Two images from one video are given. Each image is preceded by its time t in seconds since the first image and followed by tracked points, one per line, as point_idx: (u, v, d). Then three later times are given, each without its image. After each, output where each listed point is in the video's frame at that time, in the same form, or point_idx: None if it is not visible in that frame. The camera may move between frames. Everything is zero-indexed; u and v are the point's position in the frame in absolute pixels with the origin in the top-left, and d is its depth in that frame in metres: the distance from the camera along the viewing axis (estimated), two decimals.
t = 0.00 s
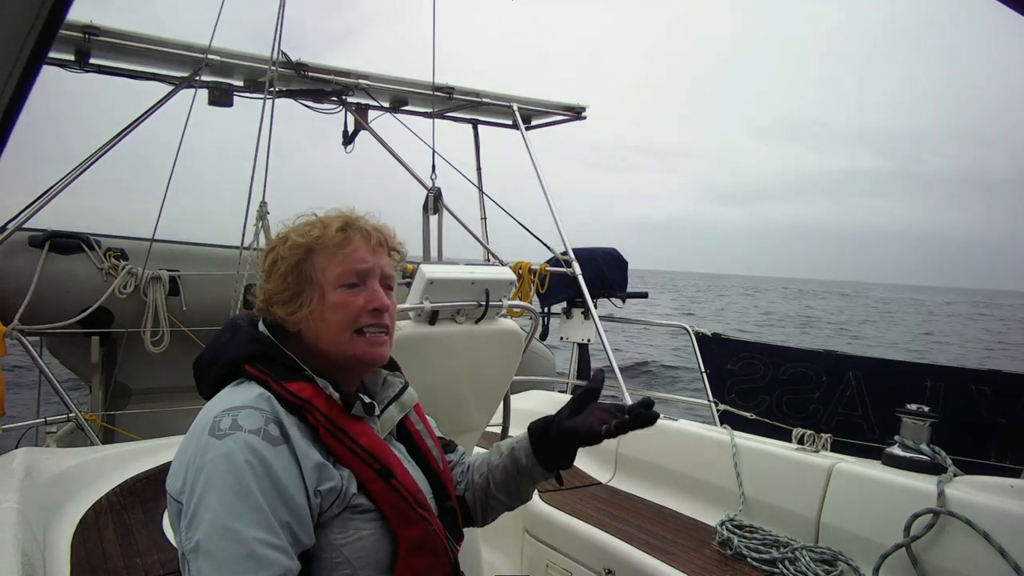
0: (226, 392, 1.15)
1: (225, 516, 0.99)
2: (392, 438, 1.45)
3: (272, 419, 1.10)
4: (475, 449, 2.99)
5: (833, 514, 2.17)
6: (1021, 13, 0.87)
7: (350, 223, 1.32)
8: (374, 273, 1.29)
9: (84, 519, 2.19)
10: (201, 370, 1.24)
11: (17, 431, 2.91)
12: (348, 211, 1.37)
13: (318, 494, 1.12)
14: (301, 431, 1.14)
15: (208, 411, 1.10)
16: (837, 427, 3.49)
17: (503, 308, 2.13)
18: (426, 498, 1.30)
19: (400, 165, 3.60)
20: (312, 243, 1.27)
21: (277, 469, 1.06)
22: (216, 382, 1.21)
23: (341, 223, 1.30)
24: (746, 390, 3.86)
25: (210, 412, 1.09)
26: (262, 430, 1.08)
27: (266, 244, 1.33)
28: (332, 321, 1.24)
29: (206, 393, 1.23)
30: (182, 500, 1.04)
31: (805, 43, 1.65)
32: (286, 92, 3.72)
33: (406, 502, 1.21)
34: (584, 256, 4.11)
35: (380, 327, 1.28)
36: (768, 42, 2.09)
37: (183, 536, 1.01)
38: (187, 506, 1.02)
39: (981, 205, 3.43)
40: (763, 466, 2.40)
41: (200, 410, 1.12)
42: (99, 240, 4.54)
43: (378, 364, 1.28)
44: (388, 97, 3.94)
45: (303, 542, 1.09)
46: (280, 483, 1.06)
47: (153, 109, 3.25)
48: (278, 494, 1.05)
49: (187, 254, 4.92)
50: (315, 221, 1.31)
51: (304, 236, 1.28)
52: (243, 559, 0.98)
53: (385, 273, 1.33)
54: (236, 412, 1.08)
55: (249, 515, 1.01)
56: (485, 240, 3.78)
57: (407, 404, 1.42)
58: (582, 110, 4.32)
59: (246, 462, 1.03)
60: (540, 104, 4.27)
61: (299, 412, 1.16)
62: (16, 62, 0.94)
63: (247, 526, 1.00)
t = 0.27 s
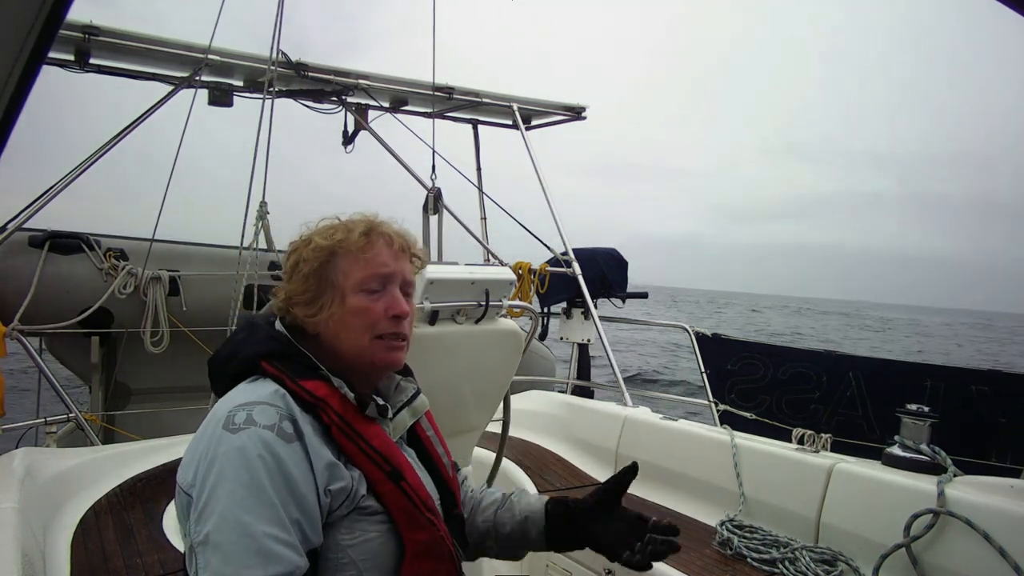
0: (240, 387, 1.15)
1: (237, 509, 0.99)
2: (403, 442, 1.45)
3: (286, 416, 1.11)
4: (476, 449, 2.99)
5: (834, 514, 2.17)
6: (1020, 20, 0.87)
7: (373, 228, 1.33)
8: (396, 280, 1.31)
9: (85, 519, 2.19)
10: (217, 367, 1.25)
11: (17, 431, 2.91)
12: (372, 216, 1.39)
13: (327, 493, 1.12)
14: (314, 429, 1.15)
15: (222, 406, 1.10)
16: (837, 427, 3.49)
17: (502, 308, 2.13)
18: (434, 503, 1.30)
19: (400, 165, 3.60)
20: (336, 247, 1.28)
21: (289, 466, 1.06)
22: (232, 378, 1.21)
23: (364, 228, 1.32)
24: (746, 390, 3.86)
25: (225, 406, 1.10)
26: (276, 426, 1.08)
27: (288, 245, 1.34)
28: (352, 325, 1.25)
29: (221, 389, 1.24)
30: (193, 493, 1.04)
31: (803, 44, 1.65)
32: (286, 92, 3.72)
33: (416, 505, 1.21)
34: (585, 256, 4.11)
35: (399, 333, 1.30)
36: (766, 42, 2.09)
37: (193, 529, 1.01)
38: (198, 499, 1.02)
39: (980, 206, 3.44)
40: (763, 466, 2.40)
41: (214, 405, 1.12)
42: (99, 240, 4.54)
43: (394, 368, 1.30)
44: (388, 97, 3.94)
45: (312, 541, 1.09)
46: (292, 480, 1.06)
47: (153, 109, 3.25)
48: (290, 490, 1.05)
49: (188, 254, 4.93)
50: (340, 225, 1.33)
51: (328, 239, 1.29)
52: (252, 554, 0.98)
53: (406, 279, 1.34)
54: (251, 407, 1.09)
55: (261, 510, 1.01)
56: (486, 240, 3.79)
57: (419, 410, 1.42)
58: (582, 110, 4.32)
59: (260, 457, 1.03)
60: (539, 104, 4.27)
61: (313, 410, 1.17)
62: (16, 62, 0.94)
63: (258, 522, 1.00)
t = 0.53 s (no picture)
0: (247, 385, 1.16)
1: (240, 505, 0.99)
2: (409, 444, 1.45)
3: (292, 414, 1.11)
4: (476, 449, 2.99)
5: (834, 514, 2.17)
6: (1021, 21, 0.86)
7: (379, 232, 1.33)
8: (396, 286, 1.30)
9: (85, 519, 2.19)
10: (226, 364, 1.25)
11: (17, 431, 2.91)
12: (380, 219, 1.39)
13: (331, 492, 1.12)
14: (319, 428, 1.15)
15: (229, 403, 1.10)
16: (837, 427, 3.49)
17: (503, 308, 2.13)
18: (437, 504, 1.30)
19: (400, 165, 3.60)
20: (339, 250, 1.29)
21: (293, 463, 1.06)
22: (240, 375, 1.22)
23: (369, 231, 1.32)
24: (746, 390, 3.86)
25: (231, 403, 1.10)
26: (282, 423, 1.08)
27: (299, 244, 1.36)
28: (350, 330, 1.26)
29: (229, 386, 1.24)
30: (196, 489, 1.04)
31: (802, 45, 1.65)
32: (286, 92, 3.72)
33: (419, 506, 1.21)
34: (585, 255, 4.11)
35: (398, 340, 1.30)
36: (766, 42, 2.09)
37: (195, 525, 1.01)
38: (202, 494, 1.01)
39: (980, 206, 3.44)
40: (764, 466, 2.40)
41: (220, 402, 1.13)
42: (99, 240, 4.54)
43: (391, 375, 1.30)
44: (388, 97, 3.93)
45: (314, 539, 1.09)
46: (296, 477, 1.06)
47: (152, 109, 3.25)
48: (294, 488, 1.06)
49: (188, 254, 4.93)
50: (346, 227, 1.33)
51: (333, 242, 1.30)
52: (255, 550, 0.98)
53: (408, 285, 1.34)
54: (257, 404, 1.09)
55: (265, 506, 1.01)
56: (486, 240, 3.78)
57: (427, 412, 1.42)
58: (582, 110, 4.32)
59: (264, 454, 1.03)
60: (539, 104, 4.27)
61: (319, 409, 1.17)
62: (15, 62, 0.94)
63: (262, 518, 1.00)
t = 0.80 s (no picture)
0: (253, 383, 1.16)
1: (245, 501, 0.99)
2: (411, 445, 1.45)
3: (298, 412, 1.11)
4: (476, 449, 2.99)
5: (835, 514, 2.17)
6: (1019, 22, 0.86)
7: (392, 233, 1.33)
8: (408, 287, 1.31)
9: (84, 519, 2.19)
10: (230, 362, 1.26)
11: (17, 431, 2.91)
12: (393, 221, 1.39)
13: (335, 490, 1.12)
14: (324, 426, 1.15)
15: (235, 400, 1.11)
16: (836, 427, 3.49)
17: (503, 308, 2.13)
18: (440, 505, 1.30)
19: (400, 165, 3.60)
20: (352, 250, 1.29)
21: (298, 461, 1.06)
22: (245, 373, 1.22)
23: (382, 232, 1.32)
24: (746, 390, 3.86)
25: (238, 400, 1.10)
26: (288, 421, 1.09)
27: (310, 243, 1.36)
28: (360, 329, 1.26)
29: (233, 384, 1.24)
30: (201, 485, 1.04)
31: (801, 45, 1.65)
32: (286, 92, 3.72)
33: (422, 507, 1.21)
34: (585, 255, 4.11)
35: (407, 341, 1.29)
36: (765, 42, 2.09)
37: (200, 521, 1.01)
38: (207, 491, 1.01)
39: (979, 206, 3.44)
40: (764, 466, 2.40)
41: (227, 399, 1.13)
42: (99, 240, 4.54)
43: (399, 376, 1.29)
44: (388, 97, 3.93)
45: (318, 537, 1.09)
46: (301, 475, 1.06)
47: (152, 109, 3.25)
48: (299, 486, 1.05)
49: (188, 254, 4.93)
50: (360, 228, 1.34)
51: (346, 241, 1.30)
52: (259, 547, 0.98)
53: (419, 287, 1.34)
54: (263, 402, 1.09)
55: (270, 504, 1.00)
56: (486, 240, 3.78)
57: (429, 414, 1.42)
58: (582, 110, 4.32)
59: (270, 451, 1.03)
60: (539, 104, 4.27)
61: (324, 408, 1.17)
62: (15, 62, 0.94)
63: (266, 515, 1.00)
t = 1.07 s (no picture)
0: (251, 384, 1.16)
1: (242, 503, 0.99)
2: (410, 445, 1.45)
3: (295, 414, 1.12)
4: (476, 449, 2.99)
5: (834, 514, 2.16)
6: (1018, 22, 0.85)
7: (386, 232, 1.34)
8: (402, 286, 1.30)
9: (84, 519, 2.19)
10: (229, 362, 1.26)
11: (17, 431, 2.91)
12: (389, 221, 1.40)
13: (332, 492, 1.12)
14: (322, 427, 1.15)
15: (232, 402, 1.10)
16: (836, 427, 3.49)
17: (503, 308, 2.13)
18: (438, 505, 1.30)
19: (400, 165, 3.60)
20: (346, 249, 1.30)
21: (295, 463, 1.06)
22: (243, 373, 1.22)
23: (376, 231, 1.33)
24: (746, 390, 3.86)
25: (235, 402, 1.10)
26: (285, 423, 1.09)
27: (308, 245, 1.38)
28: (354, 329, 1.26)
29: (231, 384, 1.24)
30: (198, 487, 1.04)
31: (800, 45, 1.65)
32: (286, 92, 3.72)
33: (420, 508, 1.21)
34: (585, 255, 4.11)
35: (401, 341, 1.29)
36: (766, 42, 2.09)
37: (197, 523, 1.01)
38: (204, 493, 1.01)
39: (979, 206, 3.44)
40: (764, 466, 2.40)
41: (224, 400, 1.13)
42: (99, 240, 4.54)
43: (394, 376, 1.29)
44: (388, 97, 3.93)
45: (315, 539, 1.09)
46: (298, 477, 1.06)
47: (153, 109, 3.25)
48: (296, 487, 1.05)
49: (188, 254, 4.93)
50: (355, 228, 1.35)
51: (341, 241, 1.31)
52: (255, 548, 0.98)
53: (414, 286, 1.34)
54: (260, 404, 1.09)
55: (266, 506, 1.00)
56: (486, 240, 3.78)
57: (428, 414, 1.42)
58: (582, 110, 4.32)
59: (267, 453, 1.03)
60: (539, 104, 4.27)
61: (321, 409, 1.17)
62: (15, 62, 0.94)
63: (263, 517, 1.00)
